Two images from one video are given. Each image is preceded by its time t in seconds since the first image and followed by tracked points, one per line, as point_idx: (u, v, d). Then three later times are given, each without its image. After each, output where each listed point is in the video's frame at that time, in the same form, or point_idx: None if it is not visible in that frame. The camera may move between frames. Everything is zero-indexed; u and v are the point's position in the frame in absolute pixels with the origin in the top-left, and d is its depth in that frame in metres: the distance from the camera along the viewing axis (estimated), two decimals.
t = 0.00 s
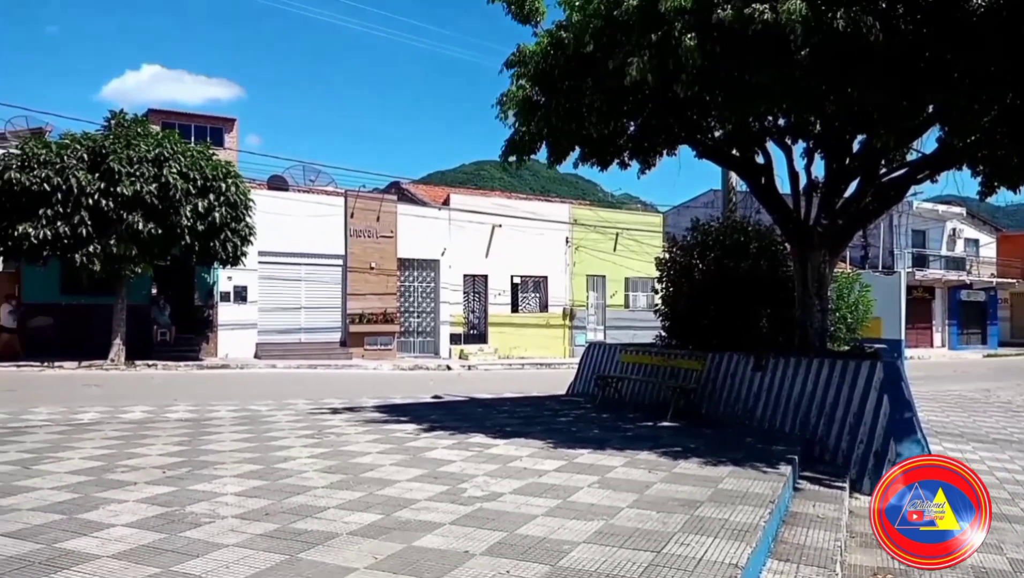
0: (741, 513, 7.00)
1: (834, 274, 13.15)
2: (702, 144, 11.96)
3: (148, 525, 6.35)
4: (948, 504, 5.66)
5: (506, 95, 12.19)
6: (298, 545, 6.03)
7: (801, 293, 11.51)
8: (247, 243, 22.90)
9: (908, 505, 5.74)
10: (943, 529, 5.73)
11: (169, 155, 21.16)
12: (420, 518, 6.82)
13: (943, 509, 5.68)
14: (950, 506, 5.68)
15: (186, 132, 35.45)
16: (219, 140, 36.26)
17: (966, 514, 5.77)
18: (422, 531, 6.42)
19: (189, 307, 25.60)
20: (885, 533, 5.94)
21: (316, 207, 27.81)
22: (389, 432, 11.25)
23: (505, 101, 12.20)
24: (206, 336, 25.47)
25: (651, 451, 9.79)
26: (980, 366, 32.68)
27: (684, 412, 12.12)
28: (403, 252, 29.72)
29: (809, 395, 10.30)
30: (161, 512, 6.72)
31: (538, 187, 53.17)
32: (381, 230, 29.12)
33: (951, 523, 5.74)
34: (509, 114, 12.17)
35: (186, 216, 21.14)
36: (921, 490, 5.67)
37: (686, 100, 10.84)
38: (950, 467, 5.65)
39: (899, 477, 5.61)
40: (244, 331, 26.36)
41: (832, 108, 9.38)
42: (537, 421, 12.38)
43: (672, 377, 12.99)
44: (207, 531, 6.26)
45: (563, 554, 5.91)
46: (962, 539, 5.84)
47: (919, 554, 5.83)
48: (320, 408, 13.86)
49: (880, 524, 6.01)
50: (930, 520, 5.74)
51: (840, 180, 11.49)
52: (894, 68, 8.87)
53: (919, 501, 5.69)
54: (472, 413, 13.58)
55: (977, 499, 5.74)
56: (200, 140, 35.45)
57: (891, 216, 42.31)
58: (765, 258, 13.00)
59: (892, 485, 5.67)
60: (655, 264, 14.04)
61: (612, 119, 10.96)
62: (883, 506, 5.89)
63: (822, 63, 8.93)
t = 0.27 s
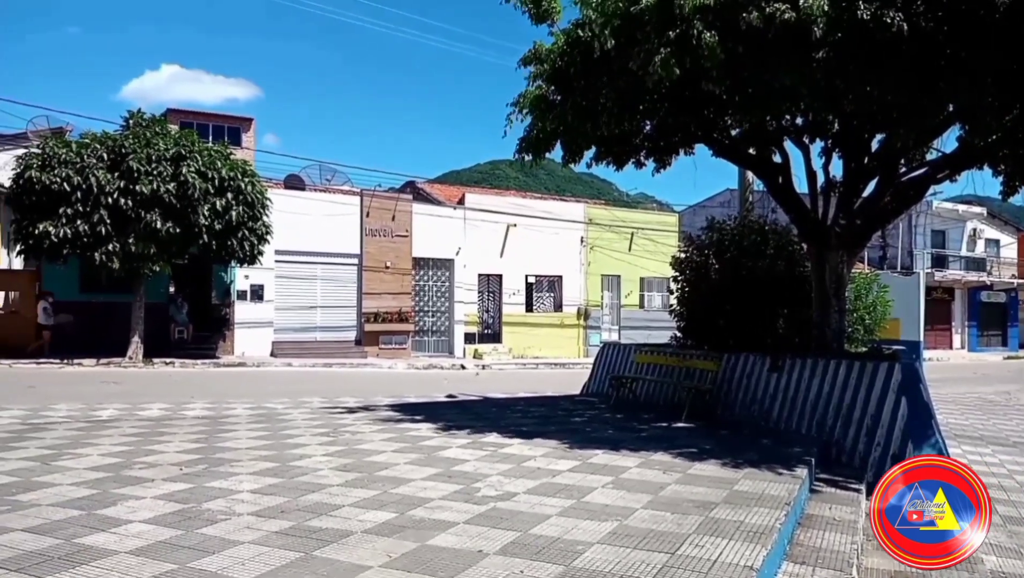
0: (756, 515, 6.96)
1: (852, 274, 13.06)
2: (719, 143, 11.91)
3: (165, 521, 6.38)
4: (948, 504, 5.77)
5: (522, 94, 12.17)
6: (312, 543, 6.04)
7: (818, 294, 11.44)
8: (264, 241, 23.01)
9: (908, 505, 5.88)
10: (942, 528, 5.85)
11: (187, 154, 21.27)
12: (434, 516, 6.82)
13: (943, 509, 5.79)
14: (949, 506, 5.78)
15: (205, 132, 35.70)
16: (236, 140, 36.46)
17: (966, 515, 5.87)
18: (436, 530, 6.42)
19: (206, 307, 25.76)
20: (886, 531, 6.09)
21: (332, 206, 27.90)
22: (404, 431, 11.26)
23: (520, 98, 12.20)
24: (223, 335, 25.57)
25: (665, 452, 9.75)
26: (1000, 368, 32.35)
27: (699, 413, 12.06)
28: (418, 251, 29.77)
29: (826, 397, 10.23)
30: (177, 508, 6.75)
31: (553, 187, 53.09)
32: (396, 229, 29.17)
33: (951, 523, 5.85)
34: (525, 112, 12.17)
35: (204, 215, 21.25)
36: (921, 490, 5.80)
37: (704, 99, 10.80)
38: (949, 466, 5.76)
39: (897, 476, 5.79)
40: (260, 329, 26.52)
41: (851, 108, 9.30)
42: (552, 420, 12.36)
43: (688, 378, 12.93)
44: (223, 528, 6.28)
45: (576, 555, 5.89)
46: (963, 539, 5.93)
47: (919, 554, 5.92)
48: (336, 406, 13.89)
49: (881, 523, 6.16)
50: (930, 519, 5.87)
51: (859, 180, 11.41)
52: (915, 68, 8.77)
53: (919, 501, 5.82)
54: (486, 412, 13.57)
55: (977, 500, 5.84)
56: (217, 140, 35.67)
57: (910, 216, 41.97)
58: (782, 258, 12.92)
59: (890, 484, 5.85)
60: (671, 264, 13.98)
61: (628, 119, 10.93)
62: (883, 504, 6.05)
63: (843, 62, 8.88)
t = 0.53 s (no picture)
0: (767, 513, 6.94)
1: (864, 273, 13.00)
2: (730, 141, 11.87)
3: (178, 519, 6.40)
4: (949, 505, 5.25)
5: (532, 92, 12.17)
6: (323, 540, 6.05)
7: (830, 292, 11.40)
8: (275, 241, 23.06)
9: (907, 506, 5.35)
10: (944, 529, 5.32)
11: (199, 155, 21.35)
12: (445, 514, 6.83)
13: (943, 509, 5.27)
14: (951, 506, 5.27)
15: (216, 133, 35.86)
16: (247, 140, 36.61)
17: (969, 515, 5.34)
18: (447, 528, 6.42)
19: (218, 306, 26.04)
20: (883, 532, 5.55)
21: (342, 206, 27.97)
22: (414, 429, 11.27)
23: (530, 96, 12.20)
24: (234, 334, 25.69)
25: (676, 451, 9.73)
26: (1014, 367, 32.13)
27: (710, 412, 12.04)
28: (428, 250, 29.80)
29: (838, 395, 10.18)
30: (190, 506, 6.79)
31: (563, 186, 53.05)
32: (406, 228, 29.21)
33: (952, 524, 5.33)
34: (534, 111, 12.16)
35: (216, 215, 21.33)
36: (921, 490, 5.28)
37: (714, 97, 10.77)
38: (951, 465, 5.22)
39: (897, 476, 5.25)
40: (271, 329, 26.59)
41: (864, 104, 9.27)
42: (562, 419, 12.36)
43: (699, 377, 12.90)
44: (235, 525, 6.30)
45: (587, 553, 5.88)
46: (964, 539, 5.41)
47: (919, 554, 5.45)
48: (346, 405, 13.92)
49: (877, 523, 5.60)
50: (931, 520, 5.34)
51: (871, 178, 11.37)
52: (928, 64, 8.75)
53: (919, 501, 5.30)
54: (496, 411, 13.57)
55: (979, 500, 5.28)
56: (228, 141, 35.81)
57: (923, 214, 41.75)
58: (794, 256, 12.86)
59: (889, 483, 5.30)
60: (681, 263, 13.95)
61: (638, 118, 10.90)
62: (880, 504, 5.48)
63: (856, 57, 8.85)
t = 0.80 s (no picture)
0: (777, 506, 6.93)
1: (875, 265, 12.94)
2: (740, 133, 11.84)
3: (190, 511, 6.45)
4: (949, 505, 4.96)
5: (540, 83, 12.17)
6: (333, 533, 6.08)
7: (840, 285, 11.36)
8: (285, 235, 23.11)
9: (907, 506, 5.03)
10: (944, 530, 4.99)
11: (208, 149, 21.40)
12: (454, 507, 6.85)
13: (944, 509, 4.96)
14: (951, 506, 4.97)
15: (226, 128, 35.94)
16: (256, 135, 36.67)
17: (968, 516, 5.03)
18: (456, 521, 6.44)
19: (228, 300, 25.87)
20: (883, 533, 5.17)
21: (351, 199, 27.99)
22: (423, 423, 11.29)
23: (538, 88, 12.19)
24: (244, 328, 25.77)
25: (685, 444, 9.72)
26: None
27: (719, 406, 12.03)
28: (437, 244, 29.83)
29: (849, 388, 10.16)
30: (202, 499, 6.83)
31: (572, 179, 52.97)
32: (415, 222, 29.22)
33: (952, 524, 5.00)
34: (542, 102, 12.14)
35: (226, 209, 21.40)
36: (921, 490, 5.00)
37: (723, 90, 10.74)
38: (951, 464, 4.96)
39: (897, 476, 4.95)
40: (281, 323, 26.66)
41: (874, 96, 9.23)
42: (571, 412, 12.37)
43: (708, 370, 12.88)
44: (246, 518, 6.34)
45: (596, 546, 5.89)
46: (964, 540, 5.09)
47: (919, 555, 5.08)
48: (356, 398, 13.96)
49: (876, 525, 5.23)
50: (931, 520, 5.01)
51: (882, 169, 11.32)
52: (940, 55, 8.70)
53: (919, 502, 5.00)
54: (505, 404, 13.58)
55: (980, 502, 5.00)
56: (238, 135, 35.88)
57: (935, 206, 41.54)
58: (804, 248, 12.81)
59: (890, 483, 5.01)
60: (690, 256, 13.92)
61: (647, 110, 10.87)
62: (880, 504, 5.15)
63: (867, 49, 8.81)
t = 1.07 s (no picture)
0: (789, 502, 6.91)
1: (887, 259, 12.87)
2: (750, 127, 11.79)
3: (202, 507, 6.47)
4: (949, 505, 5.17)
5: (548, 76, 12.14)
6: (345, 528, 6.09)
7: (852, 279, 11.31)
8: (295, 232, 23.14)
9: (908, 506, 5.20)
10: (944, 530, 5.16)
11: (218, 146, 21.46)
12: (465, 503, 6.85)
13: (944, 509, 5.16)
14: (949, 507, 5.17)
15: (235, 125, 36.03)
16: (266, 131, 36.74)
17: (966, 516, 5.21)
18: (467, 516, 6.45)
19: (239, 296, 26.21)
20: (882, 534, 5.23)
21: (360, 196, 28.01)
22: (434, 418, 11.30)
23: (546, 82, 12.17)
24: (255, 325, 25.89)
25: (696, 439, 9.69)
26: None
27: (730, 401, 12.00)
28: (446, 240, 29.83)
29: (861, 383, 10.11)
30: (214, 494, 6.85)
31: (580, 174, 52.86)
32: (424, 218, 29.23)
33: (951, 524, 5.18)
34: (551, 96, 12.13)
35: (236, 206, 21.45)
36: (919, 491, 5.22)
37: (733, 84, 10.70)
38: (950, 465, 5.25)
39: (898, 477, 5.17)
40: (291, 319, 26.68)
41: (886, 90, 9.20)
42: (581, 408, 12.36)
43: (718, 365, 12.85)
44: (259, 513, 6.36)
45: (607, 541, 5.88)
46: (964, 541, 5.21)
47: (919, 554, 5.17)
48: (366, 394, 13.99)
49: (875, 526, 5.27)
50: (931, 520, 5.18)
51: (894, 163, 11.25)
52: (952, 48, 8.66)
53: (920, 501, 5.19)
54: (515, 400, 13.58)
55: (977, 503, 5.22)
56: (247, 132, 35.97)
57: (947, 200, 41.26)
58: (814, 242, 12.75)
59: (889, 484, 5.19)
60: (700, 251, 13.87)
61: (657, 104, 10.84)
62: (880, 505, 5.25)
63: (879, 42, 8.76)
